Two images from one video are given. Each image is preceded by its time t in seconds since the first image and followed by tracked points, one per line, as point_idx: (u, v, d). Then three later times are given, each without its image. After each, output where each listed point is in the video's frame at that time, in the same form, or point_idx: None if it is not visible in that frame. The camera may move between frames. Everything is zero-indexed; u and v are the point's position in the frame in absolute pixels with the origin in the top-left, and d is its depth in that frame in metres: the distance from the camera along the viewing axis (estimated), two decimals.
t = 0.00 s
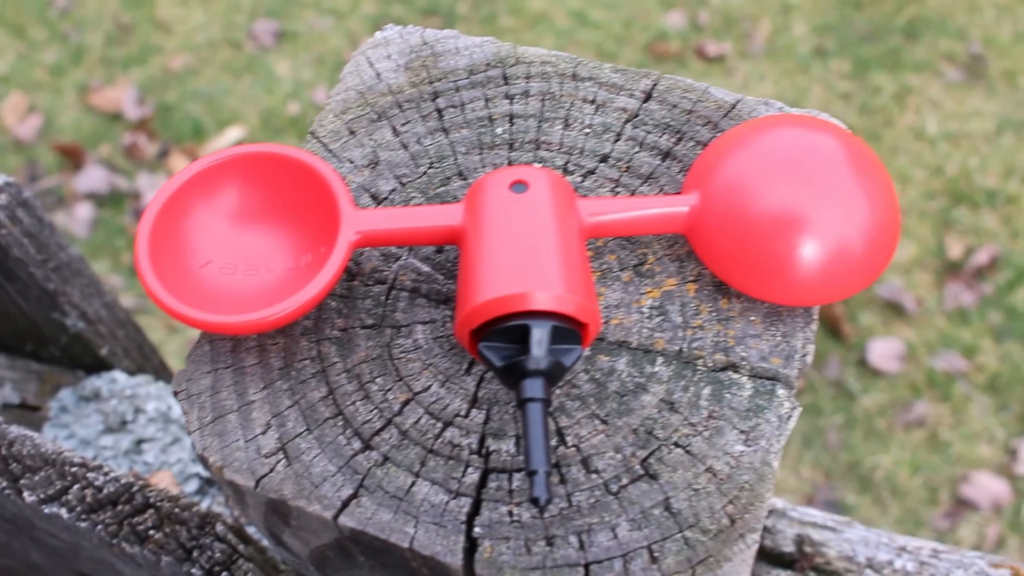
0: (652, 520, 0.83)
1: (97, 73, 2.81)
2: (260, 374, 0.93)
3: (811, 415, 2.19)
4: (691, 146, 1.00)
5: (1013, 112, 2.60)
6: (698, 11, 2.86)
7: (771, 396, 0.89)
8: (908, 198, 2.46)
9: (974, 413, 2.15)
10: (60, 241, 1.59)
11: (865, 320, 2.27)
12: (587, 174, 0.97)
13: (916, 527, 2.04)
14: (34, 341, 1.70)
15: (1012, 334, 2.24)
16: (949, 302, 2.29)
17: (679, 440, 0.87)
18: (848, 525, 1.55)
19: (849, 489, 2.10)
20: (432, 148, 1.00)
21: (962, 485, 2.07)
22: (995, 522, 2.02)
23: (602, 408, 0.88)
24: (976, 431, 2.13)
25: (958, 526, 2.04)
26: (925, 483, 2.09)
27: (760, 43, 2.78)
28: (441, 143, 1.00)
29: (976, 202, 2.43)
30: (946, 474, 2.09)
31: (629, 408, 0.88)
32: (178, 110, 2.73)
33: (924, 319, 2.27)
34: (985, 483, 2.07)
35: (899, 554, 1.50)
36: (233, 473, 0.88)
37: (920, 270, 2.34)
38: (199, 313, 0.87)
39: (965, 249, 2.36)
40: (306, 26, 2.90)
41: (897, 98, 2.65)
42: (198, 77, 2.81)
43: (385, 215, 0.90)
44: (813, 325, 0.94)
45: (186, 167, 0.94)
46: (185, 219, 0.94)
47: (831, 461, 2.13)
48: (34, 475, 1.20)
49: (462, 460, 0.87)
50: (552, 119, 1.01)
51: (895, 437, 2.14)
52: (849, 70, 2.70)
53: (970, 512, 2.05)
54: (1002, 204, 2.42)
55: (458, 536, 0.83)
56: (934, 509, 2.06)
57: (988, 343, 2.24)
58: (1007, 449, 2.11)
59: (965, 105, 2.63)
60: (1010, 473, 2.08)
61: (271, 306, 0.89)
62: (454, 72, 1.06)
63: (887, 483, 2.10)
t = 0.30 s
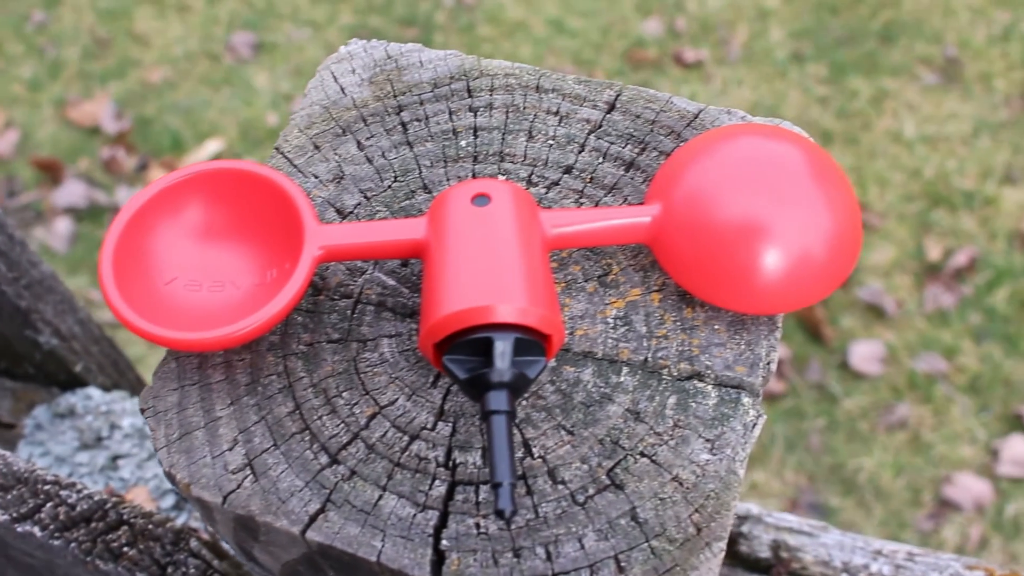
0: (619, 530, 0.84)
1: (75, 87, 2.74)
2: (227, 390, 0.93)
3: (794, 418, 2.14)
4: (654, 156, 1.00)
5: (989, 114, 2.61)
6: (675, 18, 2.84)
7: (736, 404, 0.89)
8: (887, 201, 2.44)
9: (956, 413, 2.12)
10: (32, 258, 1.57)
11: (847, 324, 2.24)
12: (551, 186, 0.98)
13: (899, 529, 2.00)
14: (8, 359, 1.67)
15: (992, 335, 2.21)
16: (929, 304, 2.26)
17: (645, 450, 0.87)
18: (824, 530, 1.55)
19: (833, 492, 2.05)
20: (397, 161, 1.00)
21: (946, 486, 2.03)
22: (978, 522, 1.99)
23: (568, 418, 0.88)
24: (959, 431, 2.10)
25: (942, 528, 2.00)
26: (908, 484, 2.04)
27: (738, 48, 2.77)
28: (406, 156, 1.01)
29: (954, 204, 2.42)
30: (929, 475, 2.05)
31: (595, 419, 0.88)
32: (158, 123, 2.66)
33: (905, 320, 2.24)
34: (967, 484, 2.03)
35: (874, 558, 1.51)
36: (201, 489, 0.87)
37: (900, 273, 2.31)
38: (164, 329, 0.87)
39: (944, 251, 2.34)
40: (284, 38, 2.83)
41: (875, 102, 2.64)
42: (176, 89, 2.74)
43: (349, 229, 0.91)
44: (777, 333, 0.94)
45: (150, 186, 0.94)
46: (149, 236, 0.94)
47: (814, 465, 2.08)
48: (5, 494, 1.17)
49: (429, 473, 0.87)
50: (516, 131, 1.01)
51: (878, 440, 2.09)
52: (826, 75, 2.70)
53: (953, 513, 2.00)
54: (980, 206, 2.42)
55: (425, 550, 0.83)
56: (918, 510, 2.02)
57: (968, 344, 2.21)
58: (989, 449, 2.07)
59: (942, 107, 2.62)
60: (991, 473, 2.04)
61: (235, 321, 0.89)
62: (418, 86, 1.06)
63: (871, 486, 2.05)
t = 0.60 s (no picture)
0: (588, 535, 0.84)
1: (54, 98, 2.72)
2: (196, 401, 0.93)
3: (778, 419, 2.14)
4: (621, 161, 1.00)
5: (968, 114, 2.62)
6: (655, 22, 2.84)
7: (704, 407, 0.89)
8: (867, 202, 2.45)
9: (939, 412, 2.13)
10: (7, 271, 1.55)
11: (829, 324, 2.25)
12: (519, 192, 0.98)
13: (884, 528, 2.00)
14: None
15: (974, 334, 2.22)
16: (910, 304, 2.27)
17: (614, 454, 0.87)
18: (802, 531, 1.56)
19: (818, 492, 2.06)
20: (365, 170, 1.00)
21: (930, 484, 2.04)
22: (963, 520, 1.99)
23: (536, 424, 0.88)
24: (942, 429, 2.11)
25: (927, 526, 2.00)
26: (892, 483, 2.05)
27: (718, 50, 2.77)
28: (374, 164, 1.01)
29: (935, 204, 2.43)
30: (914, 474, 2.06)
31: (564, 424, 0.88)
32: (138, 133, 2.64)
33: (886, 320, 2.25)
34: (951, 482, 2.03)
35: (853, 558, 1.50)
36: (170, 501, 0.87)
37: (882, 273, 2.32)
38: (132, 342, 0.87)
39: (924, 250, 2.35)
40: (264, 46, 2.81)
41: (854, 103, 2.65)
42: (156, 99, 2.72)
43: (315, 239, 0.91)
44: (745, 336, 0.95)
45: (116, 198, 0.94)
46: (116, 248, 0.94)
47: (799, 465, 2.09)
48: None
49: (399, 481, 0.87)
50: (484, 138, 1.01)
51: (862, 440, 2.10)
52: (806, 76, 2.71)
53: (938, 511, 2.01)
54: (960, 205, 2.43)
55: (395, 558, 0.84)
56: (902, 510, 2.02)
57: (950, 342, 2.22)
58: (972, 447, 2.08)
59: (920, 108, 2.64)
60: (975, 470, 2.05)
61: (204, 332, 0.89)
62: (386, 94, 1.06)
63: (855, 485, 2.06)
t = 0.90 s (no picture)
0: (554, 539, 0.84)
1: (32, 109, 2.63)
2: (161, 413, 0.93)
3: (763, 419, 2.14)
4: (584, 165, 1.01)
5: (947, 111, 2.64)
6: (633, 24, 2.83)
7: (669, 409, 0.89)
8: (849, 200, 2.46)
9: (924, 408, 2.14)
10: None
11: (813, 323, 2.25)
12: (482, 198, 0.98)
13: (872, 525, 2.02)
14: None
15: (957, 330, 2.24)
16: (893, 301, 2.28)
17: (579, 458, 0.87)
18: (779, 530, 1.55)
19: (805, 490, 2.06)
20: (329, 178, 1.00)
21: (916, 480, 2.05)
22: (949, 515, 2.01)
23: (502, 429, 0.89)
24: (926, 425, 2.12)
25: (913, 522, 2.02)
26: (879, 479, 2.06)
27: (697, 52, 2.76)
28: (338, 172, 1.01)
29: (915, 201, 2.45)
30: (900, 470, 2.07)
31: (529, 429, 0.88)
32: (119, 143, 2.55)
33: (869, 317, 2.25)
34: (937, 478, 2.05)
35: (830, 556, 1.51)
36: (137, 513, 0.87)
37: (864, 271, 2.32)
38: (97, 355, 0.87)
39: (906, 247, 2.36)
40: (244, 55, 2.73)
41: (833, 102, 2.66)
42: (137, 109, 2.63)
43: (278, 248, 0.91)
44: (709, 337, 0.95)
45: (78, 210, 0.93)
46: (79, 260, 0.93)
47: (786, 464, 2.10)
48: None
49: (365, 489, 0.87)
50: (447, 144, 1.01)
51: (848, 437, 2.11)
52: (785, 76, 2.71)
53: (924, 507, 2.02)
54: (940, 202, 2.45)
55: (361, 565, 0.84)
56: (889, 505, 2.03)
57: (933, 339, 2.23)
58: (957, 442, 2.10)
59: (900, 106, 2.65)
60: (960, 465, 2.07)
61: (169, 343, 0.89)
62: (349, 102, 1.06)
63: (842, 482, 2.07)
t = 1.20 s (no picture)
0: (520, 542, 0.84)
1: (9, 120, 2.61)
2: (127, 423, 0.93)
3: (748, 417, 2.14)
4: (547, 167, 1.01)
5: (925, 107, 2.65)
6: (612, 25, 2.84)
7: (634, 410, 0.90)
8: (829, 197, 2.47)
9: (908, 403, 2.15)
10: None
11: (796, 320, 2.25)
12: (446, 202, 0.98)
13: (858, 521, 2.02)
14: None
15: (939, 324, 2.25)
16: (875, 297, 2.29)
17: (545, 461, 0.87)
18: (757, 528, 1.56)
19: (791, 487, 2.07)
20: (293, 185, 1.00)
21: (901, 475, 2.06)
22: (935, 509, 2.03)
23: (467, 433, 0.88)
24: (910, 420, 2.13)
25: (899, 517, 2.03)
26: (864, 475, 2.07)
27: (676, 52, 2.77)
28: (301, 179, 1.01)
29: (896, 197, 2.46)
30: (885, 465, 2.07)
31: (494, 433, 0.88)
32: (98, 153, 2.54)
33: (852, 313, 2.26)
34: (922, 472, 2.06)
35: (808, 553, 1.52)
36: (103, 525, 0.87)
37: (846, 267, 2.33)
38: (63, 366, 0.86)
39: (887, 243, 2.37)
40: (222, 61, 2.72)
41: (813, 100, 2.67)
42: (115, 118, 2.61)
43: (240, 256, 0.91)
44: (673, 338, 0.95)
45: (41, 221, 0.93)
46: (42, 271, 0.93)
47: (772, 462, 2.10)
48: None
49: (331, 496, 0.87)
50: (411, 149, 1.01)
51: (832, 433, 2.11)
52: (764, 75, 2.72)
53: (910, 502, 2.04)
54: (921, 197, 2.46)
55: (327, 572, 0.84)
56: (875, 501, 2.04)
57: (916, 334, 2.24)
58: (941, 436, 2.11)
59: (879, 102, 2.66)
60: (945, 459, 2.08)
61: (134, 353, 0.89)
62: (313, 109, 1.06)
63: (828, 479, 2.07)
